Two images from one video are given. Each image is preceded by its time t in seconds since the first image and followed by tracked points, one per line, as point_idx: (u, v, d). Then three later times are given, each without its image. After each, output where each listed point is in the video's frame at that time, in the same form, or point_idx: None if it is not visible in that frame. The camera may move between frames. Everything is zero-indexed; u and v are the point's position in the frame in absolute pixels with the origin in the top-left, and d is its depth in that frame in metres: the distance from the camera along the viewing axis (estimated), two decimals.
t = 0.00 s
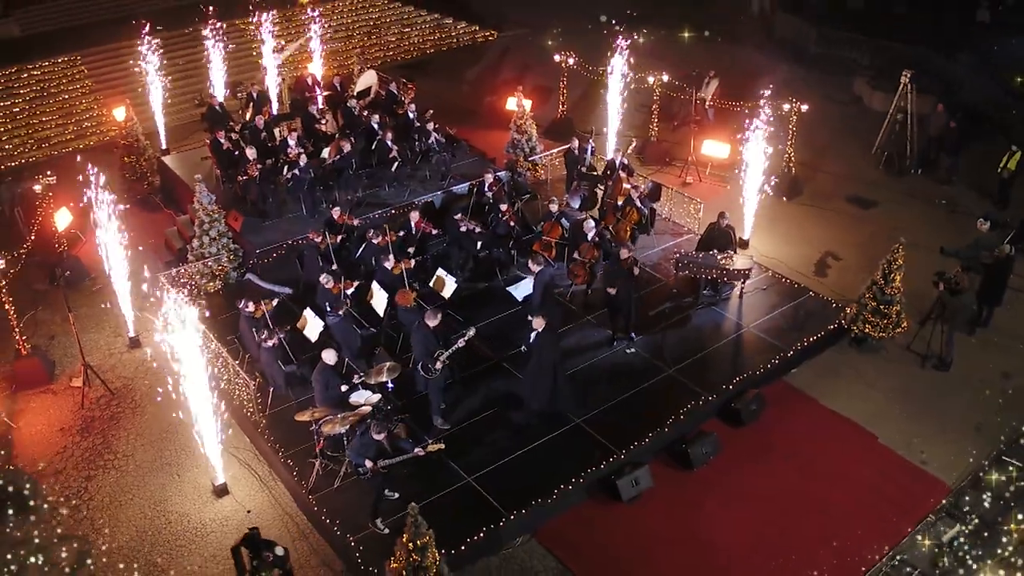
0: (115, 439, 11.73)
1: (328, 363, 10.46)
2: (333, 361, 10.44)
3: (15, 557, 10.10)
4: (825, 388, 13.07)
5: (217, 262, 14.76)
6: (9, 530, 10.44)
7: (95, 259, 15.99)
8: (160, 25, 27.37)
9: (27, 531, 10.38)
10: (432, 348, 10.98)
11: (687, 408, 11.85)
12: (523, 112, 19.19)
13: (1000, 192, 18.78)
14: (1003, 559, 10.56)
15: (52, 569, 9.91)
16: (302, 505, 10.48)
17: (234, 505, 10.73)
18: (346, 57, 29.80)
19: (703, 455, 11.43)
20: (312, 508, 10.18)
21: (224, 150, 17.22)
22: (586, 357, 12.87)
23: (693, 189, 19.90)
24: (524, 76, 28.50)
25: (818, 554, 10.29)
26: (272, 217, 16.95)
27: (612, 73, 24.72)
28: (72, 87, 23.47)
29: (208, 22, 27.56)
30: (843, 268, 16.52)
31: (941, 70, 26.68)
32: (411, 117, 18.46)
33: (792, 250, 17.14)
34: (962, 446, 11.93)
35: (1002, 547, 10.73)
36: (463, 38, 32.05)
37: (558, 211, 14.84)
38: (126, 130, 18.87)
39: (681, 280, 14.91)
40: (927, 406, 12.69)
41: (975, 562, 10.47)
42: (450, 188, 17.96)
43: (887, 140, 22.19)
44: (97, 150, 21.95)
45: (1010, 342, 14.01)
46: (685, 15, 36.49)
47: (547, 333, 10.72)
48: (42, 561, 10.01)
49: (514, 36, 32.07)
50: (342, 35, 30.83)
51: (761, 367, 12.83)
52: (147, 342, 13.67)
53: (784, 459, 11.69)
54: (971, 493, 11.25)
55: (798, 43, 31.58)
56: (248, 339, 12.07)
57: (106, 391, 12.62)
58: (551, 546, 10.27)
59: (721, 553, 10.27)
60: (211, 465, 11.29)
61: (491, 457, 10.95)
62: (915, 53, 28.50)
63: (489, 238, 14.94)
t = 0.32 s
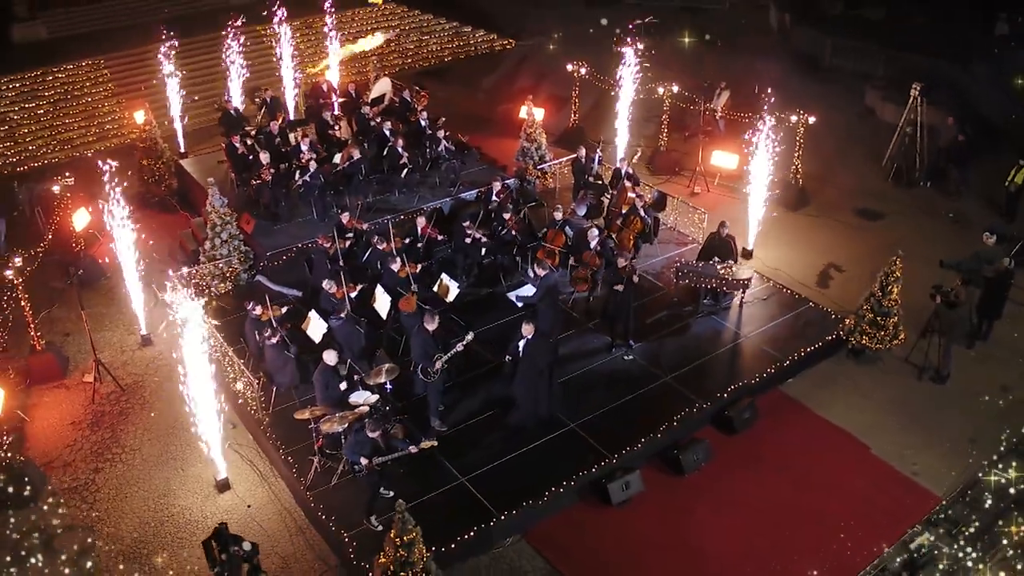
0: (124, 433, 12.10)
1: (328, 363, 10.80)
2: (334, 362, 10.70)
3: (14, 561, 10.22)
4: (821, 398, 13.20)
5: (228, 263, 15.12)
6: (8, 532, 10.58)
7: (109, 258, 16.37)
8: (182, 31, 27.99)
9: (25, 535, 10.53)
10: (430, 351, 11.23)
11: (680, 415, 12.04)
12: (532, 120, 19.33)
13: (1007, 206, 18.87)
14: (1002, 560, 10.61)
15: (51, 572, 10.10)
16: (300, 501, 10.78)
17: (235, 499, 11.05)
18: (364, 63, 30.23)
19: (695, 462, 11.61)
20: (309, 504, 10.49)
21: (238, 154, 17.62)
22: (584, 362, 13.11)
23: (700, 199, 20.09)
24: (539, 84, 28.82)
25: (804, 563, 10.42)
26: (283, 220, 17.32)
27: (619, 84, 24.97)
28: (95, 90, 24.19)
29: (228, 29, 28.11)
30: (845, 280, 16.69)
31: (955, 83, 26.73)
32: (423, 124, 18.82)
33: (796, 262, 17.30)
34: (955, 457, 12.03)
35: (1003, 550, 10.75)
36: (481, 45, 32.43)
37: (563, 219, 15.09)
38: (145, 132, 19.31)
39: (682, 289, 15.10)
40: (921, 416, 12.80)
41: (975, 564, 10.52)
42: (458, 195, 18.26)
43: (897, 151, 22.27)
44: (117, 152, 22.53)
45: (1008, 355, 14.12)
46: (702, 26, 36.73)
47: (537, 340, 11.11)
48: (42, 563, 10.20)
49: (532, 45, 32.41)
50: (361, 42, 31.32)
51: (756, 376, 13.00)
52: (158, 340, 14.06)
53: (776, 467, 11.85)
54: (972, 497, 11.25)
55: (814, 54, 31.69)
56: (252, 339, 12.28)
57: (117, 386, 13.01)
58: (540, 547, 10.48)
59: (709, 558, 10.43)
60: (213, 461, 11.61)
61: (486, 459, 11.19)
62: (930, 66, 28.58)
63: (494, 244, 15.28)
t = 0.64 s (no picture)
0: (129, 435, 12.44)
1: (326, 371, 11.08)
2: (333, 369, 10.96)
3: (15, 562, 10.40)
4: (815, 413, 13.33)
5: (236, 271, 15.46)
6: (9, 533, 10.77)
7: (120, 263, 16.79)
8: (201, 40, 28.58)
9: (25, 537, 10.73)
10: (427, 363, 11.46)
11: (672, 428, 12.21)
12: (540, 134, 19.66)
13: (1012, 224, 18.92)
14: (1003, 561, 10.83)
15: (51, 572, 10.33)
16: (296, 505, 11.06)
17: (233, 501, 11.35)
18: (380, 73, 30.68)
19: (685, 474, 11.78)
20: (304, 508, 10.77)
21: (250, 164, 17.99)
22: (580, 373, 13.33)
23: (705, 213, 20.27)
24: (551, 96, 29.09)
25: None
26: (291, 229, 17.67)
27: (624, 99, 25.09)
28: (114, 98, 24.85)
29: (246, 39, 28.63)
30: (845, 296, 16.82)
31: (967, 99, 26.80)
32: (432, 136, 19.13)
33: (797, 277, 17.44)
34: (945, 475, 12.12)
35: (1003, 552, 10.99)
36: (496, 57, 32.81)
37: (564, 231, 15.38)
38: (159, 140, 19.77)
39: (681, 302, 15.26)
40: (913, 434, 12.90)
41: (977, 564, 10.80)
42: (465, 206, 18.54)
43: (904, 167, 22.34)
44: (133, 159, 23.06)
45: (1004, 375, 14.21)
46: (716, 40, 36.91)
47: (525, 352, 11.33)
48: (42, 564, 10.42)
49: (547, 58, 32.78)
50: (377, 52, 31.78)
51: (750, 391, 13.15)
52: (166, 344, 14.41)
53: (767, 481, 11.99)
54: (971, 501, 11.64)
55: (827, 69, 31.77)
56: (257, 339, 12.53)
57: (124, 389, 13.36)
58: (528, 554, 10.68)
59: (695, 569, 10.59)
60: (213, 464, 11.92)
61: (478, 467, 11.42)
62: (943, 82, 28.65)
63: (497, 256, 15.51)
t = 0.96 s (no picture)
0: (133, 441, 12.78)
1: (325, 383, 11.32)
2: (329, 381, 11.22)
3: (16, 563, 10.77)
4: (807, 431, 13.45)
5: (244, 282, 15.83)
6: (12, 535, 11.13)
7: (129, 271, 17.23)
8: (219, 52, 29.17)
9: (26, 538, 11.09)
10: (424, 378, 11.73)
11: (664, 445, 12.38)
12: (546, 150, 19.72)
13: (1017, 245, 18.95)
14: None
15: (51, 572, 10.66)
16: (292, 513, 11.32)
17: (232, 508, 11.63)
18: (395, 86, 31.16)
19: (675, 490, 11.94)
20: (300, 516, 11.04)
21: (261, 176, 18.38)
22: (576, 389, 13.55)
23: (709, 231, 20.46)
24: (563, 110, 29.39)
25: None
26: (299, 241, 18.05)
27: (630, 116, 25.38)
28: (133, 108, 25.49)
29: (263, 52, 29.22)
30: (845, 315, 16.92)
31: (979, 119, 26.86)
32: (440, 151, 19.52)
33: (798, 296, 17.56)
34: (935, 496, 12.22)
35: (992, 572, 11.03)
36: (510, 71, 33.24)
37: (565, 248, 15.50)
38: (174, 152, 20.25)
39: (680, 320, 15.46)
40: (905, 454, 13.00)
41: None
42: (470, 220, 18.84)
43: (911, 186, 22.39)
44: (148, 170, 23.62)
45: (1000, 397, 14.28)
46: (730, 56, 37.12)
47: (515, 363, 11.68)
48: (42, 565, 10.75)
49: (561, 74, 33.19)
50: (393, 65, 32.25)
51: (744, 408, 13.29)
52: (173, 352, 14.76)
53: (758, 499, 12.12)
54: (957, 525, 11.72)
55: (840, 86, 31.89)
56: (263, 350, 12.81)
57: (131, 396, 13.71)
58: (516, 565, 10.90)
59: None
60: (214, 471, 12.21)
61: (471, 479, 11.65)
62: (954, 101, 28.75)
63: (498, 271, 15.79)
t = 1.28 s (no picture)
0: (139, 447, 13.13)
1: (324, 395, 11.61)
2: (330, 394, 11.51)
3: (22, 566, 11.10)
4: (800, 450, 13.61)
5: (252, 294, 16.19)
6: (19, 538, 11.46)
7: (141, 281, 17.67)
8: (237, 65, 29.74)
9: (33, 541, 11.42)
10: (421, 394, 11.97)
11: (655, 461, 12.58)
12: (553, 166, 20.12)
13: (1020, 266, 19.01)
14: None
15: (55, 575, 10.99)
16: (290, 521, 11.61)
17: (232, 514, 11.95)
18: (410, 99, 31.59)
19: (665, 506, 12.12)
20: (297, 525, 11.33)
21: (271, 190, 18.75)
22: (572, 404, 13.79)
23: (713, 248, 20.62)
24: (575, 125, 29.68)
25: None
26: (308, 254, 18.44)
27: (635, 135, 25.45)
28: (151, 119, 26.10)
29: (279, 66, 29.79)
30: (845, 334, 17.04)
31: (990, 138, 26.87)
32: (449, 166, 19.73)
33: (798, 315, 17.69)
34: (925, 518, 12.36)
35: None
36: (524, 86, 33.62)
37: (567, 266, 15.73)
38: (189, 164, 20.73)
39: (678, 337, 15.69)
40: (897, 476, 13.13)
41: None
42: (475, 235, 19.20)
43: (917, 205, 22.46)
44: (165, 180, 24.14)
45: (995, 419, 14.39)
46: (744, 72, 37.30)
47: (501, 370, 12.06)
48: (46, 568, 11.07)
49: (574, 89, 33.52)
50: (408, 78, 32.71)
51: (737, 426, 13.46)
52: (180, 361, 15.12)
53: (748, 516, 12.28)
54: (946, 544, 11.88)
55: (852, 104, 31.99)
56: (266, 361, 13.17)
57: (139, 403, 14.08)
58: None
59: None
60: (216, 478, 12.52)
61: (465, 491, 11.92)
62: (966, 119, 28.76)
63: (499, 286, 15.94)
